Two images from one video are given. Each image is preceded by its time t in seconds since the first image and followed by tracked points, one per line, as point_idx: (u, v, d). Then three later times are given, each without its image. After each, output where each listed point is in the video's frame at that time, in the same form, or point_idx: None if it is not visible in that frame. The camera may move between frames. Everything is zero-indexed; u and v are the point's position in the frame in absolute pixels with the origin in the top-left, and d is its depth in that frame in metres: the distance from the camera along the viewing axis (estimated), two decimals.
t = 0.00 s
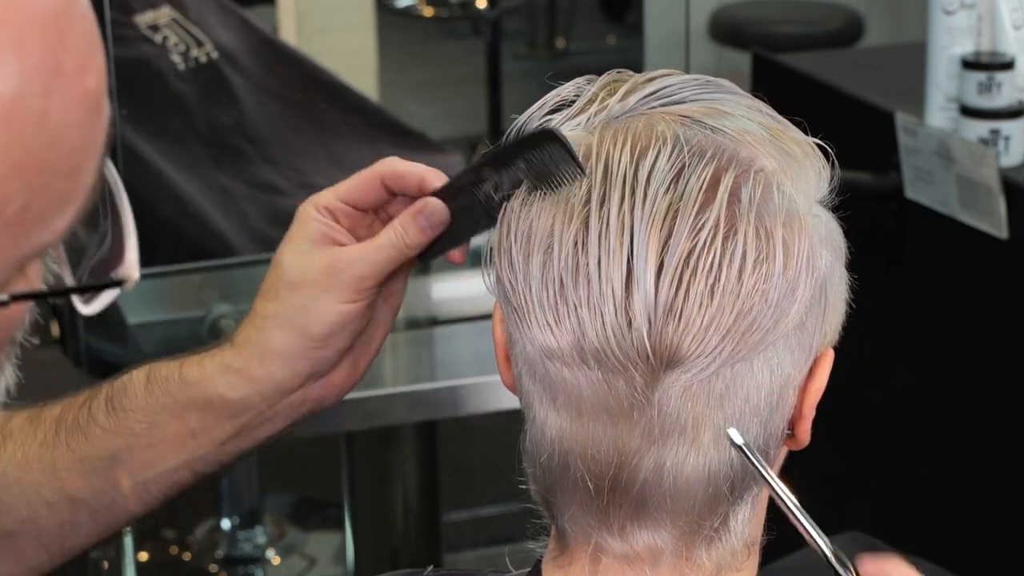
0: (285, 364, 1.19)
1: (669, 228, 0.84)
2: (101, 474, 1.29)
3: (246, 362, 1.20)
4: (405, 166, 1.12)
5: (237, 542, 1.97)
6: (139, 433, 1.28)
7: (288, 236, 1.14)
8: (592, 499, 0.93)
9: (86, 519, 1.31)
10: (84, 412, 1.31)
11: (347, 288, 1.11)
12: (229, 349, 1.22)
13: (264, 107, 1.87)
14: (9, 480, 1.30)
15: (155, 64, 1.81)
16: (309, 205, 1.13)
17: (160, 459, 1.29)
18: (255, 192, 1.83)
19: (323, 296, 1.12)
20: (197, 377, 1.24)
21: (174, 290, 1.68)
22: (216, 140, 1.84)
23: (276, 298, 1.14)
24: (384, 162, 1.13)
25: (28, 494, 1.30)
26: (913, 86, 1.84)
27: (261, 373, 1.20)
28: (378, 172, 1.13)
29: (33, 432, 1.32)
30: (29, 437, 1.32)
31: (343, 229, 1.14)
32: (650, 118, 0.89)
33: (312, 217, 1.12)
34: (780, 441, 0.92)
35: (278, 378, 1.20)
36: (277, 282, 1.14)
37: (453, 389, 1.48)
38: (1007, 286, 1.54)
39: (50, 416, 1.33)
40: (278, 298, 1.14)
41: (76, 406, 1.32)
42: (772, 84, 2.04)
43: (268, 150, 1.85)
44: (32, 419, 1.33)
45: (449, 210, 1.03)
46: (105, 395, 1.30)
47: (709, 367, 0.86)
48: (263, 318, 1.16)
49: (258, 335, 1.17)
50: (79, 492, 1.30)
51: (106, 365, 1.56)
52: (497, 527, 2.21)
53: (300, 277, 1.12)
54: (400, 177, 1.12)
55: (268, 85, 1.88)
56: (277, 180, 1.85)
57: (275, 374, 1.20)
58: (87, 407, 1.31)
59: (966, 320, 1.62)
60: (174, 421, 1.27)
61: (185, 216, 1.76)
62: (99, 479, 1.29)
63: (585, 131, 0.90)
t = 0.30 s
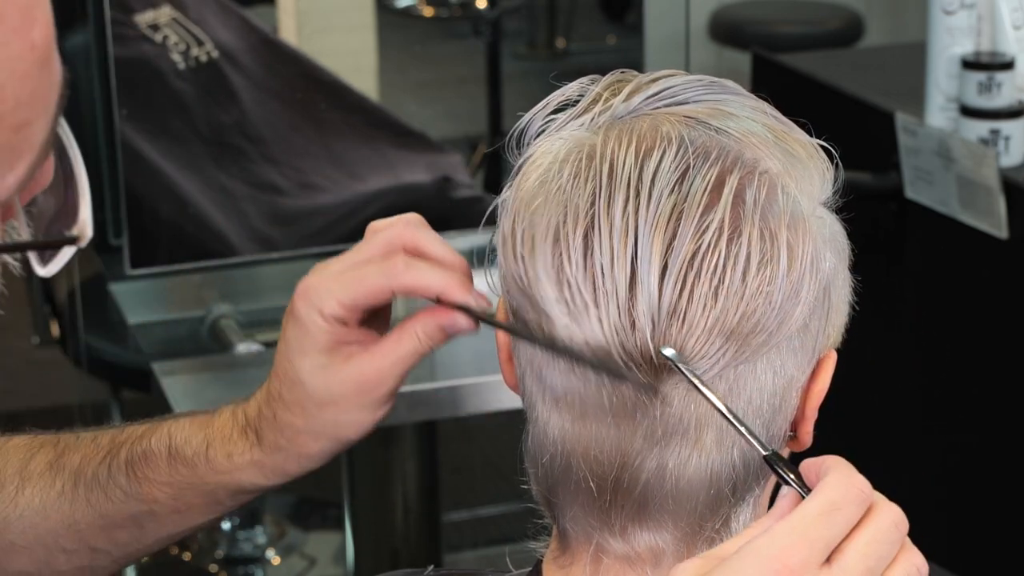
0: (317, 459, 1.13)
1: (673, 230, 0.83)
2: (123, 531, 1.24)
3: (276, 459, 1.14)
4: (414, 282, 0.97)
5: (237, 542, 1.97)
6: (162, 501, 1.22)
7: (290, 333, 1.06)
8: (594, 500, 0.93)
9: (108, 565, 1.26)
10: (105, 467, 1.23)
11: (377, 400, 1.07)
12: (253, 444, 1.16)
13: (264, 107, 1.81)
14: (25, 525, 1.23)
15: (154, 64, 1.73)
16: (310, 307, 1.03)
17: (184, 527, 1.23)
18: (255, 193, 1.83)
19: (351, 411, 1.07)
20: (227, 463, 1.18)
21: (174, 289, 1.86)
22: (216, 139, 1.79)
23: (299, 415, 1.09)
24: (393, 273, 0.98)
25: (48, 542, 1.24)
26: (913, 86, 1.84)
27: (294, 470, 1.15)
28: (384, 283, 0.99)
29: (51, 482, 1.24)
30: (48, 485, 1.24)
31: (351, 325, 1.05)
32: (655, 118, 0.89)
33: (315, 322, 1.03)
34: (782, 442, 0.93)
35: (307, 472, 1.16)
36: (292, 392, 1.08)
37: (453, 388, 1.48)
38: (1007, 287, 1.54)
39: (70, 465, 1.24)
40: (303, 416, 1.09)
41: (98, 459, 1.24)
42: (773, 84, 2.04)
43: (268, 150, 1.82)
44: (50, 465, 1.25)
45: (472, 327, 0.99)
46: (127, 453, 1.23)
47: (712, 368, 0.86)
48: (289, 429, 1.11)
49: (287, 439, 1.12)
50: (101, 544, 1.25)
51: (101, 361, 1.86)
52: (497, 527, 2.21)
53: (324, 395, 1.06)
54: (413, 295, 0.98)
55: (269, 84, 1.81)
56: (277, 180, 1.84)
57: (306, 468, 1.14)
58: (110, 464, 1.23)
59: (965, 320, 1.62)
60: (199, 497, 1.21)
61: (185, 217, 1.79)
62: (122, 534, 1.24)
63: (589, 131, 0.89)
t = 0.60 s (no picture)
0: (292, 380, 1.18)
1: (670, 229, 0.83)
2: (110, 483, 1.29)
3: (254, 380, 1.19)
4: (399, 176, 1.11)
5: (237, 541, 1.97)
6: (147, 444, 1.27)
7: (282, 246, 1.15)
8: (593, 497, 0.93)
9: (99, 525, 1.31)
10: (94, 418, 1.31)
11: (350, 305, 1.12)
12: (232, 363, 1.21)
13: (264, 107, 1.84)
14: (21, 481, 1.31)
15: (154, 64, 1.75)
16: (300, 211, 1.13)
17: (169, 472, 1.28)
18: (255, 192, 1.85)
19: (324, 316, 1.13)
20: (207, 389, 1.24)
21: (174, 290, 1.80)
22: (216, 139, 1.81)
23: (275, 316, 1.14)
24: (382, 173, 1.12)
25: (42, 500, 1.31)
26: (913, 86, 1.84)
27: (270, 391, 1.19)
28: (372, 183, 1.12)
29: (47, 438, 1.33)
30: (42, 442, 1.33)
31: (337, 237, 1.14)
32: (652, 118, 0.89)
33: (302, 224, 1.13)
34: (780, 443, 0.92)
35: (285, 395, 1.20)
36: (273, 298, 1.14)
37: (453, 389, 1.48)
38: (1007, 286, 1.54)
39: (63, 422, 1.33)
40: (278, 316, 1.14)
41: (88, 412, 1.32)
42: (772, 84, 2.04)
43: (267, 150, 1.85)
44: (46, 424, 1.34)
45: (448, 227, 1.01)
46: (115, 403, 1.30)
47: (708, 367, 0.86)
48: (264, 337, 1.16)
49: (262, 349, 1.17)
50: (91, 498, 1.30)
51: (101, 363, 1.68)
52: (497, 527, 2.21)
53: (302, 295, 1.12)
54: (397, 192, 1.11)
55: (269, 84, 1.85)
56: (277, 180, 1.87)
57: (281, 390, 1.19)
58: (99, 413, 1.31)
59: (965, 320, 1.62)
60: (181, 433, 1.26)
61: (185, 217, 1.77)
62: (110, 488, 1.30)
63: (586, 131, 0.90)
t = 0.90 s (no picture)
0: (302, 416, 1.19)
1: (673, 230, 0.84)
2: (112, 504, 1.31)
3: (262, 415, 1.20)
4: (412, 220, 1.06)
5: (237, 542, 1.96)
6: (151, 468, 1.29)
7: (293, 278, 1.14)
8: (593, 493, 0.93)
9: (98, 542, 1.33)
10: (99, 438, 1.32)
11: (361, 345, 1.12)
12: (241, 398, 1.22)
13: (264, 107, 1.84)
14: (21, 499, 1.32)
15: (154, 64, 1.75)
16: (310, 248, 1.12)
17: (173, 496, 1.30)
18: (255, 193, 1.85)
19: (333, 356, 1.14)
20: (214, 421, 1.25)
21: (175, 291, 1.83)
22: (216, 139, 1.82)
23: (286, 355, 1.15)
24: (392, 212, 1.07)
25: (40, 518, 1.32)
26: (913, 86, 1.85)
27: (277, 426, 1.20)
28: (383, 222, 1.08)
29: (48, 456, 1.33)
30: (43, 460, 1.33)
31: (348, 273, 1.12)
32: (654, 118, 0.88)
33: (313, 260, 1.12)
34: (782, 441, 0.92)
35: (290, 432, 1.21)
36: (284, 335, 1.15)
37: (453, 389, 1.48)
38: (1007, 287, 1.54)
39: (67, 440, 1.34)
40: (290, 355, 1.15)
41: (92, 433, 1.33)
42: (772, 84, 2.04)
43: (268, 150, 1.85)
44: (48, 441, 1.34)
45: (464, 271, 0.95)
46: (120, 424, 1.31)
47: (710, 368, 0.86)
48: (274, 374, 1.17)
49: (270, 388, 1.18)
50: (92, 518, 1.32)
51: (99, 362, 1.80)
52: (497, 527, 2.21)
53: (314, 334, 1.13)
54: (409, 233, 1.06)
55: (269, 84, 1.84)
56: (277, 180, 1.87)
57: (291, 426, 1.20)
58: (103, 435, 1.32)
59: (965, 320, 1.62)
60: (186, 461, 1.27)
61: (185, 217, 1.78)
62: (112, 509, 1.31)
63: (588, 132, 0.89)
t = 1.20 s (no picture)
0: (303, 418, 1.19)
1: (675, 230, 0.84)
2: (111, 504, 1.31)
3: (264, 417, 1.20)
4: (415, 221, 1.06)
5: (237, 542, 1.96)
6: (152, 468, 1.29)
7: (295, 280, 1.14)
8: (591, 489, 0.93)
9: (98, 542, 1.33)
10: (99, 438, 1.32)
11: (362, 349, 1.13)
12: (242, 400, 1.22)
13: (264, 107, 1.85)
14: (20, 499, 1.32)
15: (154, 64, 1.76)
16: (312, 249, 1.12)
17: (172, 496, 1.30)
18: (255, 193, 1.85)
19: (335, 359, 1.14)
20: (215, 421, 1.25)
21: (174, 290, 1.82)
22: (216, 139, 1.82)
23: (288, 357, 1.16)
24: (396, 214, 1.08)
25: (39, 517, 1.32)
26: (913, 86, 1.85)
27: (279, 427, 1.20)
28: (386, 223, 1.08)
29: (47, 456, 1.33)
30: (42, 459, 1.33)
31: (349, 276, 1.13)
32: (657, 118, 0.88)
33: (315, 262, 1.12)
34: (782, 441, 0.92)
35: (291, 434, 1.21)
36: (286, 337, 1.15)
37: (453, 388, 1.48)
38: (1007, 287, 1.54)
39: (67, 439, 1.34)
40: (291, 357, 1.15)
41: (92, 432, 1.33)
42: (773, 84, 2.04)
43: (268, 150, 1.86)
44: (48, 440, 1.34)
45: (467, 273, 0.96)
46: (120, 424, 1.31)
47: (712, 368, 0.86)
48: (276, 376, 1.17)
49: (272, 389, 1.18)
50: (92, 518, 1.32)
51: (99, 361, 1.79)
52: (497, 527, 2.21)
53: (316, 337, 1.13)
54: (412, 235, 1.06)
55: (268, 84, 1.85)
56: (277, 180, 1.87)
57: (292, 428, 1.20)
58: (103, 435, 1.32)
59: (965, 320, 1.62)
60: (187, 461, 1.28)
61: (185, 217, 1.78)
62: (111, 508, 1.31)
63: (591, 131, 0.89)
